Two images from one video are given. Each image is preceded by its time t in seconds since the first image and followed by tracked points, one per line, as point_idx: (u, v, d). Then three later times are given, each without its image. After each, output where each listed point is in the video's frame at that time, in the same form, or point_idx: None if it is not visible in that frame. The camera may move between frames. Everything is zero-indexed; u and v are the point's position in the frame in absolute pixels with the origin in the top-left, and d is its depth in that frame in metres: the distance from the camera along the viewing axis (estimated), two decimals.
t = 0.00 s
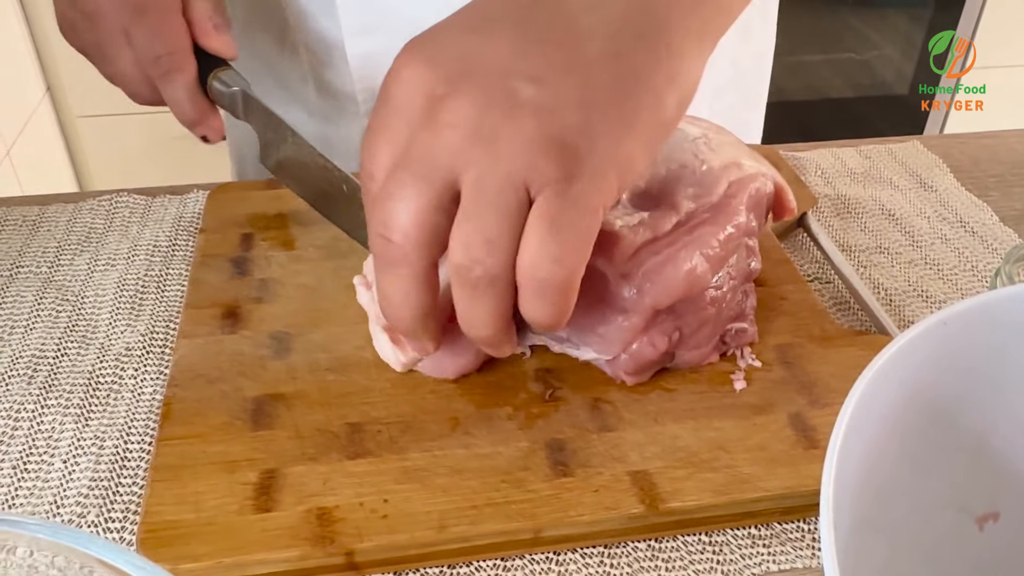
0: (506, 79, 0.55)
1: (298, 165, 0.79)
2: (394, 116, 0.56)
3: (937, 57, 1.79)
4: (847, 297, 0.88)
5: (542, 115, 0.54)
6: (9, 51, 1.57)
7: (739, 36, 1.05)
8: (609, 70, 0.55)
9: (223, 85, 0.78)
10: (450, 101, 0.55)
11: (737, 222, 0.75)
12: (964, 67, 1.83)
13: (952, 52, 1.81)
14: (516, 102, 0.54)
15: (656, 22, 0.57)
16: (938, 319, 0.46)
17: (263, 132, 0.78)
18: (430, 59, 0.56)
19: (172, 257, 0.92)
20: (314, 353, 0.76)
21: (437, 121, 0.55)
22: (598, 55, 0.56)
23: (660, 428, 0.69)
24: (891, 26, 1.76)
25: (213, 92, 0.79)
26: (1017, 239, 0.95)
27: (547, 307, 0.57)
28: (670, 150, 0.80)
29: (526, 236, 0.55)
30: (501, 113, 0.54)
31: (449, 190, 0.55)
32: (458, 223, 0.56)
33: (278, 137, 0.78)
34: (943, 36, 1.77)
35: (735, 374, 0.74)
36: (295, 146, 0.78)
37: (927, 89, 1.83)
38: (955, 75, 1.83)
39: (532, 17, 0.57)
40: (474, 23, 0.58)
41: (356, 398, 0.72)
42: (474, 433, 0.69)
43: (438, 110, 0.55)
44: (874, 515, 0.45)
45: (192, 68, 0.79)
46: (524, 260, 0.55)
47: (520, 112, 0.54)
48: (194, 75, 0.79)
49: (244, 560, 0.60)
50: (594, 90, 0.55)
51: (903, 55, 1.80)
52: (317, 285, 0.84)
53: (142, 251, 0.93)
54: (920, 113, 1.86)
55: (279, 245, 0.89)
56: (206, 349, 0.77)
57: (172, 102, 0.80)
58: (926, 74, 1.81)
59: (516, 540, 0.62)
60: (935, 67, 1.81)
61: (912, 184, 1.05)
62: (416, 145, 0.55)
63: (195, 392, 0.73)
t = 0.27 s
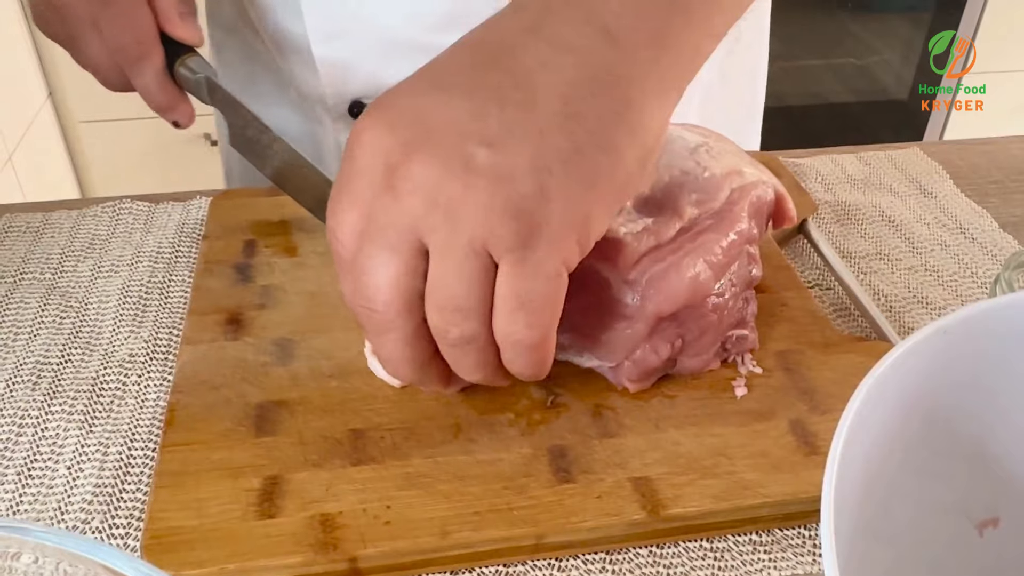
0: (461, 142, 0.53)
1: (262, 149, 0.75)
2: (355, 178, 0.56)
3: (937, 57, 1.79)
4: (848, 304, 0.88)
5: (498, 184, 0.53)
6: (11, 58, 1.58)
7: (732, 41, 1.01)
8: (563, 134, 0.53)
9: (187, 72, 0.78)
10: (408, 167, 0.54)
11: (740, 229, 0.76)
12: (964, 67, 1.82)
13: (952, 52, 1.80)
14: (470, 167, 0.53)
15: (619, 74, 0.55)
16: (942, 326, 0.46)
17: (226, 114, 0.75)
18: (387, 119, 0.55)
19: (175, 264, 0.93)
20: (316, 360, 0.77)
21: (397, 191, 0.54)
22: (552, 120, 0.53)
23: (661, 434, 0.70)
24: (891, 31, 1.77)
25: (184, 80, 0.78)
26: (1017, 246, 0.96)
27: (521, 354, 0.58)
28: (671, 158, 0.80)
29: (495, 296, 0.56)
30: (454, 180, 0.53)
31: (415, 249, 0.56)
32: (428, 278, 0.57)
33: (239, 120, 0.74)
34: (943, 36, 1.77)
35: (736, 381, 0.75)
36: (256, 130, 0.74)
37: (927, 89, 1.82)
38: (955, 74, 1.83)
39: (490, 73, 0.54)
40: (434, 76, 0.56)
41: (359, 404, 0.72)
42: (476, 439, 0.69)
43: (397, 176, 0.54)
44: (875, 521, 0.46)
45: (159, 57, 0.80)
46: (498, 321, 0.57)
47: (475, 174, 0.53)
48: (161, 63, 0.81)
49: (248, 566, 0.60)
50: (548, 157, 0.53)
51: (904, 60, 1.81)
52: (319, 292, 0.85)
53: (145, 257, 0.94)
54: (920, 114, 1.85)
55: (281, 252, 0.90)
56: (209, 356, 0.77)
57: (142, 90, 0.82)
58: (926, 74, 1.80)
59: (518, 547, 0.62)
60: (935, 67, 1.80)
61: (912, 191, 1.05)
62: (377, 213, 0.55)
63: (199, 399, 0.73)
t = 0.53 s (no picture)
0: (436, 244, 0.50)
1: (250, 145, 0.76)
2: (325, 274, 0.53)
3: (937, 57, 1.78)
4: (847, 311, 0.88)
5: (478, 288, 0.50)
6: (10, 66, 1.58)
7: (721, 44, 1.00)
8: (542, 221, 0.50)
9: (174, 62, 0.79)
10: (378, 271, 0.51)
11: (740, 236, 0.76)
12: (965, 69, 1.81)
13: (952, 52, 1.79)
14: (448, 270, 0.50)
15: (598, 143, 0.50)
16: (936, 335, 0.47)
17: (211, 106, 0.77)
18: (348, 213, 0.51)
19: (176, 273, 0.93)
20: (316, 369, 0.77)
21: (374, 295, 0.52)
22: (529, 208, 0.49)
23: (661, 442, 0.70)
24: (889, 37, 1.77)
25: (168, 70, 0.80)
26: (1015, 253, 0.96)
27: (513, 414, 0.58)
28: (670, 166, 0.80)
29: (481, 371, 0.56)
30: (430, 284, 0.50)
31: (399, 345, 0.54)
32: (415, 369, 0.56)
33: (227, 114, 0.76)
34: (943, 36, 1.76)
35: (735, 389, 0.75)
36: (242, 125, 0.75)
37: (926, 89, 1.82)
38: (955, 74, 1.81)
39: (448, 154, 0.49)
40: (389, 151, 0.50)
41: (359, 413, 0.73)
42: (476, 448, 0.69)
43: (371, 281, 0.51)
44: (874, 532, 0.46)
45: (143, 48, 0.82)
46: (488, 392, 0.57)
47: (453, 277, 0.50)
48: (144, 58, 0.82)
49: None
50: (529, 249, 0.50)
51: (903, 67, 1.80)
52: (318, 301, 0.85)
53: (146, 266, 0.94)
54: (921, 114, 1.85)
55: (280, 260, 0.90)
56: (209, 365, 0.78)
57: (129, 78, 0.84)
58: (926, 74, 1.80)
59: (518, 555, 0.62)
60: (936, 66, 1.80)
61: (910, 198, 1.06)
62: (355, 312, 0.53)
63: (199, 407, 0.73)
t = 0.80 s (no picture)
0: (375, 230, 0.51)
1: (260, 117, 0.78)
2: (274, 254, 0.55)
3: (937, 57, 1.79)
4: (850, 306, 0.88)
5: (416, 273, 0.51)
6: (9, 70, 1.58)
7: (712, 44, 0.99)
8: (486, 207, 0.50)
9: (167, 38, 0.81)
10: (319, 252, 0.52)
11: (743, 229, 0.76)
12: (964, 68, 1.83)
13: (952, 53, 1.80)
14: (385, 255, 0.51)
15: (548, 127, 0.50)
16: (941, 322, 0.46)
17: (207, 78, 0.78)
18: (292, 193, 0.51)
19: (176, 271, 0.93)
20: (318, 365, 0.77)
21: (316, 276, 0.53)
22: (472, 194, 0.50)
23: (665, 436, 0.69)
24: (885, 41, 1.78)
25: (160, 45, 0.81)
26: (1018, 248, 0.96)
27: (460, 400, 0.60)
28: (672, 159, 0.80)
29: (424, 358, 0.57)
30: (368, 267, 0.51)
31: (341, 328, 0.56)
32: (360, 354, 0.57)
33: (222, 84, 0.78)
34: (943, 36, 1.77)
35: (739, 383, 0.74)
36: (241, 95, 0.78)
37: (926, 89, 1.82)
38: (955, 75, 1.83)
39: (392, 134, 0.49)
40: (337, 134, 0.51)
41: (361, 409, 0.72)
42: (479, 442, 0.69)
43: (312, 261, 0.53)
44: (880, 522, 0.45)
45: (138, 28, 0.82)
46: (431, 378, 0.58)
47: (389, 262, 0.51)
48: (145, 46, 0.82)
49: (252, 571, 0.59)
50: (469, 237, 0.51)
51: (898, 69, 1.81)
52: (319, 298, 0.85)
53: (146, 265, 0.94)
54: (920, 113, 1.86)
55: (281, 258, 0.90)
56: (211, 362, 0.77)
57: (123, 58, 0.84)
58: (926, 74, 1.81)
59: (524, 549, 0.62)
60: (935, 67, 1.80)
61: (911, 194, 1.06)
62: (299, 293, 0.55)
63: (200, 404, 0.73)
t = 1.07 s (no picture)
0: (352, 207, 0.49)
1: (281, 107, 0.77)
2: (253, 237, 0.53)
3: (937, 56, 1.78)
4: (862, 298, 0.86)
5: (393, 251, 0.49)
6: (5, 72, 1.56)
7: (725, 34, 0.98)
8: (466, 183, 0.49)
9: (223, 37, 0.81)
10: (295, 231, 0.50)
11: (754, 214, 0.74)
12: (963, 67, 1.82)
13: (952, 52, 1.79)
14: (362, 233, 0.49)
15: (531, 100, 0.49)
16: (962, 301, 0.45)
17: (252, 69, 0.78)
18: (266, 172, 0.50)
19: (175, 266, 0.91)
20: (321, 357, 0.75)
21: (294, 257, 0.51)
22: (451, 170, 0.48)
23: (678, 426, 0.68)
24: (883, 50, 1.77)
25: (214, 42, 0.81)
26: None
27: (443, 382, 0.58)
28: (682, 146, 0.79)
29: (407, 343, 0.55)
30: (344, 244, 0.49)
31: (323, 312, 0.54)
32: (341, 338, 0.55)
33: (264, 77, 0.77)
34: (943, 36, 1.76)
35: (752, 372, 0.73)
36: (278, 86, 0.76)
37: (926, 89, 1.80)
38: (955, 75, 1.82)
39: (368, 107, 0.48)
40: (315, 111, 0.50)
41: (366, 401, 0.70)
42: (487, 433, 0.67)
43: (289, 240, 0.51)
44: (908, 509, 0.43)
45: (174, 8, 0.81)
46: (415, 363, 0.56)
47: (367, 240, 0.49)
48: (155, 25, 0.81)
49: (255, 564, 0.57)
50: (448, 213, 0.49)
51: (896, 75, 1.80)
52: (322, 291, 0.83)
53: (144, 260, 0.92)
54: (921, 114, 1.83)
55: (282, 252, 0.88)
56: (211, 356, 0.76)
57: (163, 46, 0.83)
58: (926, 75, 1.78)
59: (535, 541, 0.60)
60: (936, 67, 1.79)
61: (920, 186, 1.04)
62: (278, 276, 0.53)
63: (200, 396, 0.71)
